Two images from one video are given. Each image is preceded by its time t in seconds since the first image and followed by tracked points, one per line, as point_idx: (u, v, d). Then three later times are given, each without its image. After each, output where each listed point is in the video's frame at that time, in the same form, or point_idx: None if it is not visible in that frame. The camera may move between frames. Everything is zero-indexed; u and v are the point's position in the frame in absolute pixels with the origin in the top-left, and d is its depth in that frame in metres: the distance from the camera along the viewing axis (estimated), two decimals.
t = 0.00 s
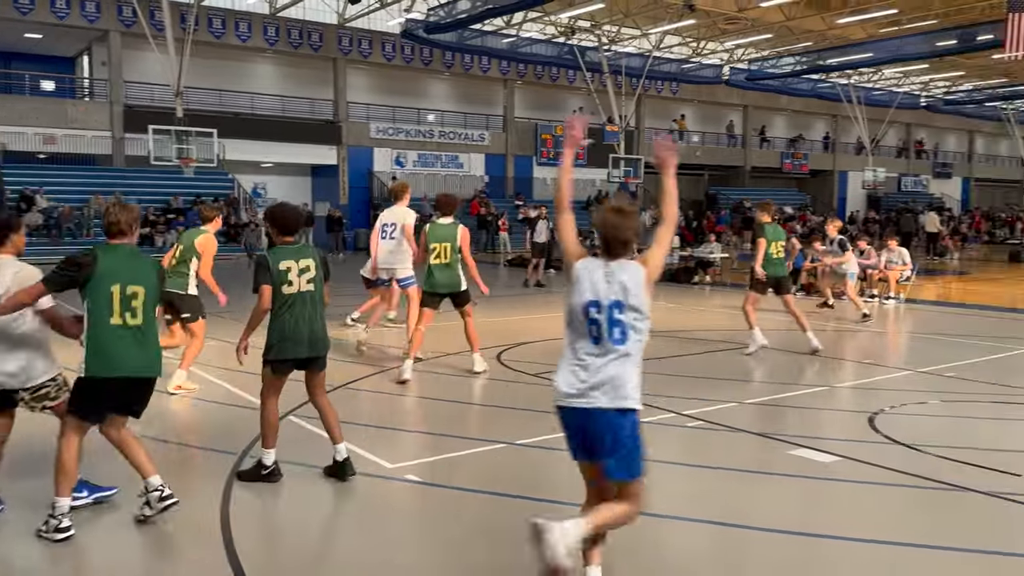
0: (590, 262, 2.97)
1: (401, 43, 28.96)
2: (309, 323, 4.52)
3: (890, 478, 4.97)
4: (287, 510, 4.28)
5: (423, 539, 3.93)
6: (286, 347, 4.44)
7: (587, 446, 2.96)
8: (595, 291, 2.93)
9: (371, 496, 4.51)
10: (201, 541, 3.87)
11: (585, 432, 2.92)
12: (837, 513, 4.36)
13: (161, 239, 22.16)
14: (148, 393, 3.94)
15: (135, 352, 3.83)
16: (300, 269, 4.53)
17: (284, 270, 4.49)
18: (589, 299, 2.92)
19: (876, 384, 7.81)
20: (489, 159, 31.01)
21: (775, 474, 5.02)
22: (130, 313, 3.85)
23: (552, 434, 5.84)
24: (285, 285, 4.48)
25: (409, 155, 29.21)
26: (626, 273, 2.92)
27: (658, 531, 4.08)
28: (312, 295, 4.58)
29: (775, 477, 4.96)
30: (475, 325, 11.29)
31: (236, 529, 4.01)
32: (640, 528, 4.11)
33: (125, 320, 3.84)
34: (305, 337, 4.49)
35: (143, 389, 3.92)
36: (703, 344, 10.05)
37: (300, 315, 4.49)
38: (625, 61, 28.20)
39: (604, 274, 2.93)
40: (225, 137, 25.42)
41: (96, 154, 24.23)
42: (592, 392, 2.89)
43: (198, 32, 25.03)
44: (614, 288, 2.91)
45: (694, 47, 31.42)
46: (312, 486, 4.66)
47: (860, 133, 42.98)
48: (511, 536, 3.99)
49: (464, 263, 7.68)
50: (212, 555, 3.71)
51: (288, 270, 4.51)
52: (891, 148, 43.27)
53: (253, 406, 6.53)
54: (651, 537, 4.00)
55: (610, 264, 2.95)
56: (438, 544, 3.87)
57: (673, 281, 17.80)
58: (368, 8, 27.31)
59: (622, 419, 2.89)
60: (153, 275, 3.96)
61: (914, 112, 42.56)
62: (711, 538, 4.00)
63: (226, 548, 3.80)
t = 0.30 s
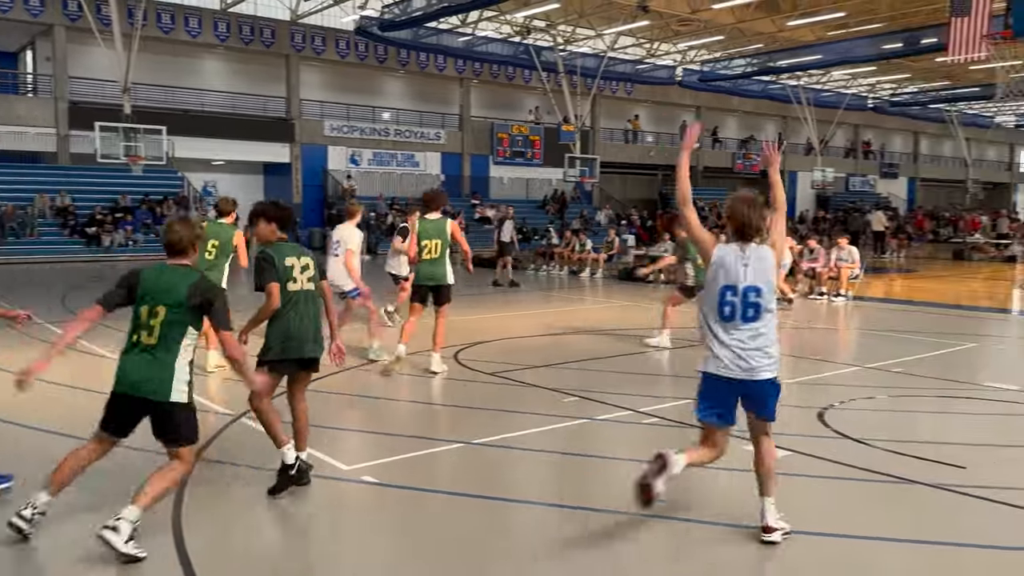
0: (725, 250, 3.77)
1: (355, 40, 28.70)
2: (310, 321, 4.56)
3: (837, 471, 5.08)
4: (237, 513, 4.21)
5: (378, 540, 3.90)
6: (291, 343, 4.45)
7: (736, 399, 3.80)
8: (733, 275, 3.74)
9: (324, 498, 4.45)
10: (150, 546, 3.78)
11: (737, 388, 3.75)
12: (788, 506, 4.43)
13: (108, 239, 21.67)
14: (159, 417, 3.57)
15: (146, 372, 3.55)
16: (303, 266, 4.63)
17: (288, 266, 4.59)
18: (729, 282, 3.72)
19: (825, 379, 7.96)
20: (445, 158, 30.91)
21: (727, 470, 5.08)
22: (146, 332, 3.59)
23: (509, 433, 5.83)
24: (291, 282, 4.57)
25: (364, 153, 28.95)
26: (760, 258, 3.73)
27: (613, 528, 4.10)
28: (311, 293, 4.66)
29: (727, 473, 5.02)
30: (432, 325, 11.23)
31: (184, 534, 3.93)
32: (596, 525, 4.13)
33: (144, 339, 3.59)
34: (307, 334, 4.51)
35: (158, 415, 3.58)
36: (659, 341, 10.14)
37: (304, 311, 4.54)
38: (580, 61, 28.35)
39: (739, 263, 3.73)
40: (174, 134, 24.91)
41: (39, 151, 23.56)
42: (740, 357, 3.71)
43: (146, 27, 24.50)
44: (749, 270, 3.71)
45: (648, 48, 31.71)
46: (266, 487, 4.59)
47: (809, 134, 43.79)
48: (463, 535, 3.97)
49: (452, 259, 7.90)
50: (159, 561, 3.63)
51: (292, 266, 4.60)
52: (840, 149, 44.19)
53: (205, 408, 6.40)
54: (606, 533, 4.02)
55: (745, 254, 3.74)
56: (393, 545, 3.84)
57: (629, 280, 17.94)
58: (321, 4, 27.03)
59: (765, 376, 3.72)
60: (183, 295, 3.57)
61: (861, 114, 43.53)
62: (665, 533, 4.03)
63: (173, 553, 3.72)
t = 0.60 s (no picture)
0: (779, 233, 4.58)
1: (308, 37, 28.35)
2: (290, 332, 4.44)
3: (789, 465, 5.16)
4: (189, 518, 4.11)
5: (334, 542, 3.86)
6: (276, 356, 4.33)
7: (798, 362, 4.56)
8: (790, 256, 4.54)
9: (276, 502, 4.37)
10: (96, 555, 3.68)
11: (800, 351, 4.51)
12: (740, 502, 4.49)
13: (53, 239, 21.09)
14: (284, 402, 3.71)
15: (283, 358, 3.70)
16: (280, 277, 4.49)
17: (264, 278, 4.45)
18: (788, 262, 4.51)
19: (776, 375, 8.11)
20: (400, 157, 30.73)
21: (680, 465, 5.13)
22: (288, 318, 3.73)
23: (465, 433, 5.79)
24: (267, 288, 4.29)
25: (318, 151, 28.56)
26: (809, 241, 4.56)
27: (567, 525, 4.10)
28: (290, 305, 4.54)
29: (680, 469, 5.07)
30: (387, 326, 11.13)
31: (133, 540, 3.83)
32: (551, 523, 4.12)
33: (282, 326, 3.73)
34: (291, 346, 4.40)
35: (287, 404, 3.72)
36: (614, 339, 10.22)
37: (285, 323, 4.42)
38: (536, 61, 28.47)
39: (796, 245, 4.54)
40: (121, 131, 24.34)
41: None
42: (804, 325, 4.48)
43: (92, 23, 23.91)
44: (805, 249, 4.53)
45: (603, 49, 31.91)
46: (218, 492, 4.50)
47: (760, 135, 44.54)
48: (417, 535, 3.94)
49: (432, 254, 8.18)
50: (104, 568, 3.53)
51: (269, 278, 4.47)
52: (790, 150, 45.03)
53: (155, 411, 6.23)
54: (560, 531, 4.02)
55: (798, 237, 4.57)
56: (349, 547, 3.80)
57: (585, 279, 18.11)
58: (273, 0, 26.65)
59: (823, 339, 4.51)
60: (329, 291, 3.79)
61: (810, 115, 44.38)
62: (620, 529, 4.06)
63: (120, 560, 3.62)
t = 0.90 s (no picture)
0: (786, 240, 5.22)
1: (264, 34, 27.94)
2: (261, 335, 4.18)
3: (746, 462, 5.20)
4: (143, 523, 4.02)
5: (294, 544, 3.80)
6: (244, 361, 4.14)
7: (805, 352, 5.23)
8: (800, 261, 5.16)
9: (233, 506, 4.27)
10: (46, 561, 3.57)
11: (808, 344, 5.18)
12: (700, 498, 4.52)
13: None
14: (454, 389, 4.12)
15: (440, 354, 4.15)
16: (254, 277, 4.20)
17: (235, 278, 4.18)
18: (795, 267, 5.15)
19: (733, 373, 8.21)
20: (358, 155, 30.50)
21: (639, 463, 5.15)
22: (445, 316, 4.13)
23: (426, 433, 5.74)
24: (237, 290, 4.18)
25: (274, 150, 28.21)
26: (819, 246, 5.16)
27: (528, 524, 4.08)
28: (268, 304, 4.25)
29: (639, 466, 5.09)
30: (346, 325, 11.03)
31: (85, 548, 3.72)
32: (512, 522, 4.10)
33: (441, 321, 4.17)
34: (261, 350, 4.16)
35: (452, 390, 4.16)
36: (574, 337, 10.26)
37: (256, 325, 4.17)
38: (495, 61, 28.48)
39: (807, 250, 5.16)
40: (71, 129, 23.75)
41: None
42: (811, 323, 5.14)
43: (40, 17, 23.29)
44: (812, 253, 5.14)
45: (562, 49, 32.01)
46: (174, 497, 4.41)
47: (716, 135, 45.13)
48: (377, 538, 3.88)
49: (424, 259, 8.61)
50: None
51: (241, 277, 4.19)
52: (745, 150, 45.70)
53: (107, 415, 6.08)
54: (521, 530, 4.00)
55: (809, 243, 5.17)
56: (309, 548, 3.74)
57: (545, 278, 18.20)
58: None
59: (826, 332, 5.16)
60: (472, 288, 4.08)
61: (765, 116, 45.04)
62: (581, 527, 4.05)
63: (69, 569, 3.50)
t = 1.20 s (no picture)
0: (770, 239, 5.73)
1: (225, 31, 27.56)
2: (225, 324, 4.37)
3: (707, 459, 5.25)
4: (102, 527, 3.93)
5: (258, 547, 3.73)
6: (205, 349, 4.34)
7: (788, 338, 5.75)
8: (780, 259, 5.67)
9: (193, 509, 4.19)
10: None
11: (788, 334, 5.70)
12: (665, 495, 4.54)
13: None
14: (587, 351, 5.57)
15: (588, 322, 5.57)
16: (220, 268, 4.39)
17: (203, 269, 4.38)
18: (777, 264, 5.67)
19: (696, 371, 8.28)
20: (321, 154, 30.25)
21: (604, 461, 5.16)
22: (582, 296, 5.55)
23: (389, 433, 5.69)
24: (205, 281, 4.38)
25: (235, 148, 27.86)
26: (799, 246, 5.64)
27: (497, 524, 4.06)
28: (233, 295, 4.43)
29: (604, 464, 5.09)
30: (308, 326, 10.93)
31: (42, 553, 3.63)
32: (480, 523, 4.07)
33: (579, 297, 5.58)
34: (225, 339, 4.35)
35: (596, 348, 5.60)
36: (538, 337, 10.29)
37: (222, 315, 4.36)
38: (460, 60, 28.43)
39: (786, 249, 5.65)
40: (25, 126, 23.18)
41: None
42: (786, 315, 5.67)
43: None
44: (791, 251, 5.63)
45: (526, 49, 32.03)
46: (133, 500, 4.31)
47: (679, 136, 45.52)
48: (340, 540, 3.83)
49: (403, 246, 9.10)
50: None
51: (208, 269, 4.39)
52: (707, 151, 46.18)
53: (62, 418, 5.92)
54: (490, 531, 3.97)
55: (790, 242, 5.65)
56: (276, 551, 3.69)
57: (511, 277, 18.23)
58: None
59: (802, 322, 5.66)
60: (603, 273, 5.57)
61: (727, 117, 45.55)
62: (548, 527, 4.04)
63: None
